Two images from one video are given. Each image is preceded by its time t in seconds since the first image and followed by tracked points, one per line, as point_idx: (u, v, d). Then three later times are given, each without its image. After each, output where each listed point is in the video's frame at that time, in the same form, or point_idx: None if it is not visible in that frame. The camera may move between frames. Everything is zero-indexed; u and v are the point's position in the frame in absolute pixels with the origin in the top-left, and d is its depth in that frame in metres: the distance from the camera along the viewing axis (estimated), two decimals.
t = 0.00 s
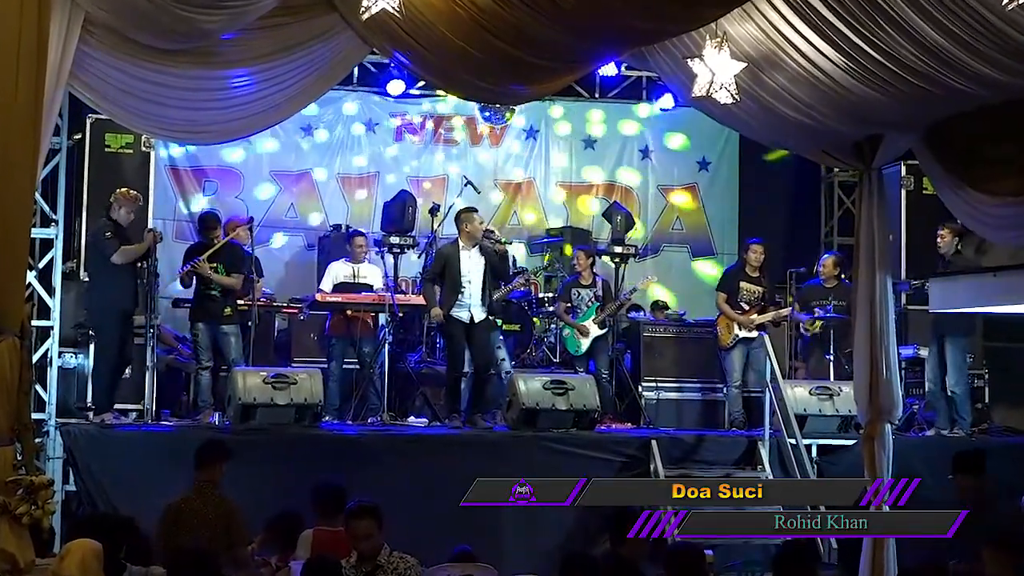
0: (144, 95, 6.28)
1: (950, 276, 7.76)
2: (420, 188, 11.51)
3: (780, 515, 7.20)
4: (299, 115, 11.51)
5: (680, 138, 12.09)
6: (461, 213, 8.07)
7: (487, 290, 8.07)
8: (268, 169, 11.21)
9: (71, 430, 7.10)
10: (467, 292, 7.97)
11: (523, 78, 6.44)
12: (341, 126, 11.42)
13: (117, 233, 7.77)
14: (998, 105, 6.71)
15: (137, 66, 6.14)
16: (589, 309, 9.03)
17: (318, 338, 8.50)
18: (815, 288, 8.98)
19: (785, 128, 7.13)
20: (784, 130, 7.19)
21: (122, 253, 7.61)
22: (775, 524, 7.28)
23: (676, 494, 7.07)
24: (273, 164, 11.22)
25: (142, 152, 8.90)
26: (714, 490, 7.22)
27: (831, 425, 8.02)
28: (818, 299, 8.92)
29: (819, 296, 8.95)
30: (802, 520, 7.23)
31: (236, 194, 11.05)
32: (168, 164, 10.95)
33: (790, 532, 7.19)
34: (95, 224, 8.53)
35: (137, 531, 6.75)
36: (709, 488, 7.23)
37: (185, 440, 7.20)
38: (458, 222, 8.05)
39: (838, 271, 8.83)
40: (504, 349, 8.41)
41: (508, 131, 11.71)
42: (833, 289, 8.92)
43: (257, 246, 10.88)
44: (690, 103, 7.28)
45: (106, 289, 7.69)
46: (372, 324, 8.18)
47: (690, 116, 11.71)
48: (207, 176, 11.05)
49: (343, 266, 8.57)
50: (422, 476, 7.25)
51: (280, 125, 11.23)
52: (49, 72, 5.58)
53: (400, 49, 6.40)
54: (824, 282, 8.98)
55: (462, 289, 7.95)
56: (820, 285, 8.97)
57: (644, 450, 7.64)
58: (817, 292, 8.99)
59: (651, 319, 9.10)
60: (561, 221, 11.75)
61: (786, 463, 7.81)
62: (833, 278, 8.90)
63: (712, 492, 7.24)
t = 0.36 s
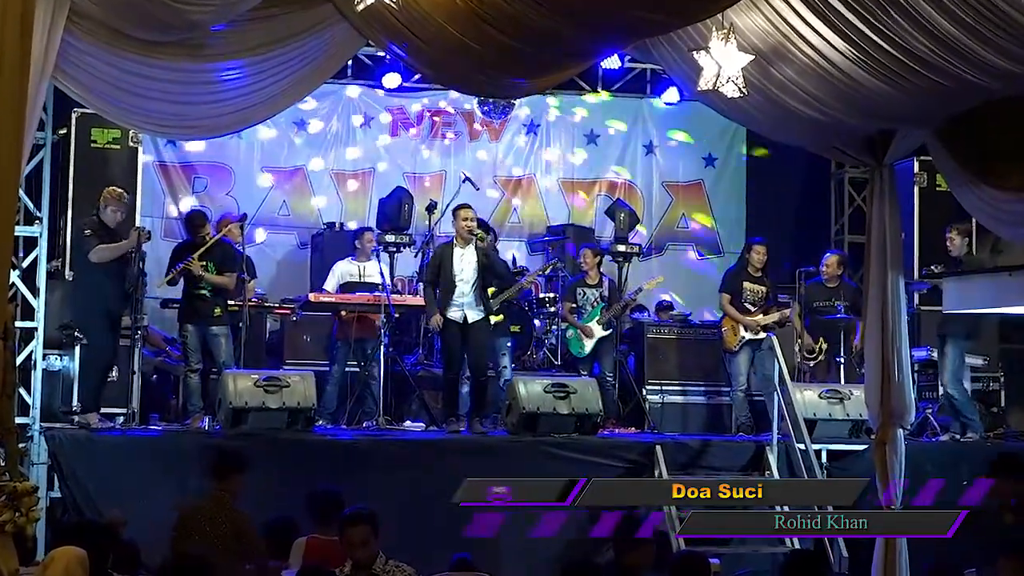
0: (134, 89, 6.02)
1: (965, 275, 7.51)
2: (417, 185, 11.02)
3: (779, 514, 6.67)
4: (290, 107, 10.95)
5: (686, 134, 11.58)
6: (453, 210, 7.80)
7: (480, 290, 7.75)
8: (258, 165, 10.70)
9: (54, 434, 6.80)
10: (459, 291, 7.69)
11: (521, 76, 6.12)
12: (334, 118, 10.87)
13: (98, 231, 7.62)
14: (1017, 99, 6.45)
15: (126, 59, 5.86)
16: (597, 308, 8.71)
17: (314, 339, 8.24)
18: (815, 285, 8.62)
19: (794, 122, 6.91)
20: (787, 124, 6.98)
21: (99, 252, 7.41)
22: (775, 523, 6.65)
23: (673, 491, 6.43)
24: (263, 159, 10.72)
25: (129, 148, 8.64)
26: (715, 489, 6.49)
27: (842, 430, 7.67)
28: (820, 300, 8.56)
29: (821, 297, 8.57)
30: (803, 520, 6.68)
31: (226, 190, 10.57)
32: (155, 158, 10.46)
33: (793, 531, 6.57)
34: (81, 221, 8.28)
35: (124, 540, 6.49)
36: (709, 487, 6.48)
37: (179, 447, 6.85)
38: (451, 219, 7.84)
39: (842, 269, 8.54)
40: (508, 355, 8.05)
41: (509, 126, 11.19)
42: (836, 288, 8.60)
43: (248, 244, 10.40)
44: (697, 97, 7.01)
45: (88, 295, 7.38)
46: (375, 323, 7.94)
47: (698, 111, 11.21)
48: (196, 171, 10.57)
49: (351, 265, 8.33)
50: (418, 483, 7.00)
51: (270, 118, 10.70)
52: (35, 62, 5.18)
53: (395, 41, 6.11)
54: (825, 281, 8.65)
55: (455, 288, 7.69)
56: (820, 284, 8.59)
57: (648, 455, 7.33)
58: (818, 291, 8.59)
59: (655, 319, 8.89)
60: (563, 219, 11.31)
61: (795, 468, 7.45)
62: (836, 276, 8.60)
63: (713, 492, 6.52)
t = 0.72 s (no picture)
0: (112, 80, 5.70)
1: (981, 274, 7.19)
2: (411, 181, 10.23)
3: (781, 512, 5.23)
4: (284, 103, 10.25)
5: (697, 128, 10.69)
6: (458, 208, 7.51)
7: (482, 291, 7.40)
8: (249, 162, 9.96)
9: (38, 439, 6.55)
10: (464, 293, 7.36)
11: (523, 68, 5.80)
12: (326, 112, 10.14)
13: (78, 230, 7.26)
14: None
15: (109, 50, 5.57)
16: (606, 309, 8.39)
17: (307, 341, 8.00)
18: (825, 285, 8.33)
19: (804, 119, 6.57)
20: (799, 122, 6.61)
21: (81, 253, 7.09)
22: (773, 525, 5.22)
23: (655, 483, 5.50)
24: (255, 155, 9.99)
25: (116, 142, 8.32)
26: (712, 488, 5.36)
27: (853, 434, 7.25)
28: (832, 299, 8.27)
29: (831, 295, 8.28)
30: (803, 521, 5.30)
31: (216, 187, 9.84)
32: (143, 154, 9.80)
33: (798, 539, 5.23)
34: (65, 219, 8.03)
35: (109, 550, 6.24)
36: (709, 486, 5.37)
37: (170, 453, 6.61)
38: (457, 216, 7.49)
39: (850, 267, 8.29)
40: (514, 358, 7.81)
41: (509, 120, 10.38)
42: (844, 287, 8.31)
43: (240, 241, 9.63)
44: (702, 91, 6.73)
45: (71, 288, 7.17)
46: (369, 327, 7.75)
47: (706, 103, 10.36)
48: (186, 168, 9.88)
49: (350, 266, 7.86)
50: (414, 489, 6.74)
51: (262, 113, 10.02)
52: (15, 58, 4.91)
53: (392, 33, 5.72)
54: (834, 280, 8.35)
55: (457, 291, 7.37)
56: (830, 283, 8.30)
57: (654, 461, 6.95)
58: (829, 290, 8.31)
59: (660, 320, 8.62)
60: (565, 216, 10.46)
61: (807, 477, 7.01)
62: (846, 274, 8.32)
63: (712, 492, 5.40)
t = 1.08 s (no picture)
0: (95, 74, 5.19)
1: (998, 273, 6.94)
2: (409, 177, 9.73)
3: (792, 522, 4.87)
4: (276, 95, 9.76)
5: (706, 123, 10.23)
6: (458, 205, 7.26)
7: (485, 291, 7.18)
8: (240, 157, 9.51)
9: (22, 444, 6.27)
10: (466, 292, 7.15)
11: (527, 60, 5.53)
12: (321, 103, 9.65)
13: (60, 226, 6.81)
14: None
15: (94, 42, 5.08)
16: (617, 307, 8.09)
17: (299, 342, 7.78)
18: (839, 286, 8.01)
19: (813, 113, 6.27)
20: (811, 116, 6.32)
21: (64, 250, 6.69)
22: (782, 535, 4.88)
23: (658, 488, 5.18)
24: (246, 150, 9.53)
25: (103, 137, 8.31)
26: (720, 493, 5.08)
27: (865, 440, 6.98)
28: (845, 301, 7.94)
29: (847, 298, 7.94)
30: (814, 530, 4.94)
31: (205, 183, 9.41)
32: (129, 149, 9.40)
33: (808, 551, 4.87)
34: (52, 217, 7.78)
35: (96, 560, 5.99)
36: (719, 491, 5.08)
37: (161, 457, 6.38)
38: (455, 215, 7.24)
39: (868, 267, 7.97)
40: (512, 360, 7.29)
41: (509, 114, 9.90)
42: (862, 288, 8.00)
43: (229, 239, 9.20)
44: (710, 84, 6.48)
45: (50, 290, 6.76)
46: (363, 329, 7.48)
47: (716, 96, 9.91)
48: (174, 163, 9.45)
49: (329, 265, 7.88)
50: (410, 493, 6.49)
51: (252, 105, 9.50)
52: None
53: (388, 24, 5.26)
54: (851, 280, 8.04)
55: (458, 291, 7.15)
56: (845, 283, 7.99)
57: (660, 467, 6.70)
58: (842, 292, 7.98)
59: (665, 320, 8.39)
60: (568, 213, 9.97)
61: (818, 483, 6.75)
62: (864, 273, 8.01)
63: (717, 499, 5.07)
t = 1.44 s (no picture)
0: (80, 66, 5.18)
1: (1016, 273, 6.69)
2: (405, 174, 9.50)
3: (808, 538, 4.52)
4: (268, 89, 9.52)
5: (712, 119, 9.95)
6: (453, 201, 6.96)
7: (476, 291, 6.87)
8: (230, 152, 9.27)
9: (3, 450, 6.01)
10: (455, 292, 6.86)
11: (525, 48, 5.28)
12: (312, 97, 9.40)
13: (39, 221, 6.47)
14: None
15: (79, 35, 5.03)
16: (627, 309, 7.88)
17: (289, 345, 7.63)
18: (852, 285, 7.73)
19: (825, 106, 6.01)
20: (825, 110, 6.05)
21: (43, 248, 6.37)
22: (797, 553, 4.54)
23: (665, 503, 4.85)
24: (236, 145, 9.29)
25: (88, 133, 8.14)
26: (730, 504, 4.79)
27: (879, 446, 6.66)
28: (859, 300, 7.67)
29: (860, 296, 7.67)
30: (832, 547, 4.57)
31: (194, 180, 9.17)
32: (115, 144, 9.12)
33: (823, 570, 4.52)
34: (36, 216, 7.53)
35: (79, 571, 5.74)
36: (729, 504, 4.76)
37: (148, 464, 6.14)
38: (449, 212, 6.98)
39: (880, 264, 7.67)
40: (507, 361, 7.25)
41: (509, 107, 9.65)
42: (875, 286, 7.70)
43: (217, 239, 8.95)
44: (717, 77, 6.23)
45: (28, 289, 6.43)
46: (350, 331, 7.37)
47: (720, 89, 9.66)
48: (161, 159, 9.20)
49: (312, 266, 7.66)
50: (405, 500, 6.24)
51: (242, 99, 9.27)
52: None
53: (383, 15, 5.09)
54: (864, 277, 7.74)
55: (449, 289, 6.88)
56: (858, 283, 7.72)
57: (665, 474, 6.43)
58: (855, 291, 7.70)
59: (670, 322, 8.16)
60: (568, 211, 9.69)
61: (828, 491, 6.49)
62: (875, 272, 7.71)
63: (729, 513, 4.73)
